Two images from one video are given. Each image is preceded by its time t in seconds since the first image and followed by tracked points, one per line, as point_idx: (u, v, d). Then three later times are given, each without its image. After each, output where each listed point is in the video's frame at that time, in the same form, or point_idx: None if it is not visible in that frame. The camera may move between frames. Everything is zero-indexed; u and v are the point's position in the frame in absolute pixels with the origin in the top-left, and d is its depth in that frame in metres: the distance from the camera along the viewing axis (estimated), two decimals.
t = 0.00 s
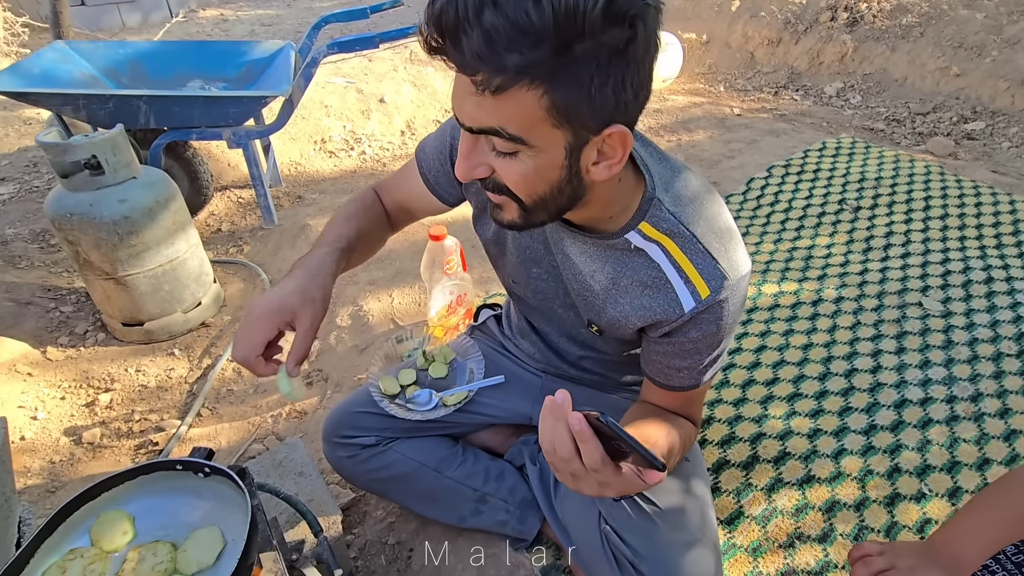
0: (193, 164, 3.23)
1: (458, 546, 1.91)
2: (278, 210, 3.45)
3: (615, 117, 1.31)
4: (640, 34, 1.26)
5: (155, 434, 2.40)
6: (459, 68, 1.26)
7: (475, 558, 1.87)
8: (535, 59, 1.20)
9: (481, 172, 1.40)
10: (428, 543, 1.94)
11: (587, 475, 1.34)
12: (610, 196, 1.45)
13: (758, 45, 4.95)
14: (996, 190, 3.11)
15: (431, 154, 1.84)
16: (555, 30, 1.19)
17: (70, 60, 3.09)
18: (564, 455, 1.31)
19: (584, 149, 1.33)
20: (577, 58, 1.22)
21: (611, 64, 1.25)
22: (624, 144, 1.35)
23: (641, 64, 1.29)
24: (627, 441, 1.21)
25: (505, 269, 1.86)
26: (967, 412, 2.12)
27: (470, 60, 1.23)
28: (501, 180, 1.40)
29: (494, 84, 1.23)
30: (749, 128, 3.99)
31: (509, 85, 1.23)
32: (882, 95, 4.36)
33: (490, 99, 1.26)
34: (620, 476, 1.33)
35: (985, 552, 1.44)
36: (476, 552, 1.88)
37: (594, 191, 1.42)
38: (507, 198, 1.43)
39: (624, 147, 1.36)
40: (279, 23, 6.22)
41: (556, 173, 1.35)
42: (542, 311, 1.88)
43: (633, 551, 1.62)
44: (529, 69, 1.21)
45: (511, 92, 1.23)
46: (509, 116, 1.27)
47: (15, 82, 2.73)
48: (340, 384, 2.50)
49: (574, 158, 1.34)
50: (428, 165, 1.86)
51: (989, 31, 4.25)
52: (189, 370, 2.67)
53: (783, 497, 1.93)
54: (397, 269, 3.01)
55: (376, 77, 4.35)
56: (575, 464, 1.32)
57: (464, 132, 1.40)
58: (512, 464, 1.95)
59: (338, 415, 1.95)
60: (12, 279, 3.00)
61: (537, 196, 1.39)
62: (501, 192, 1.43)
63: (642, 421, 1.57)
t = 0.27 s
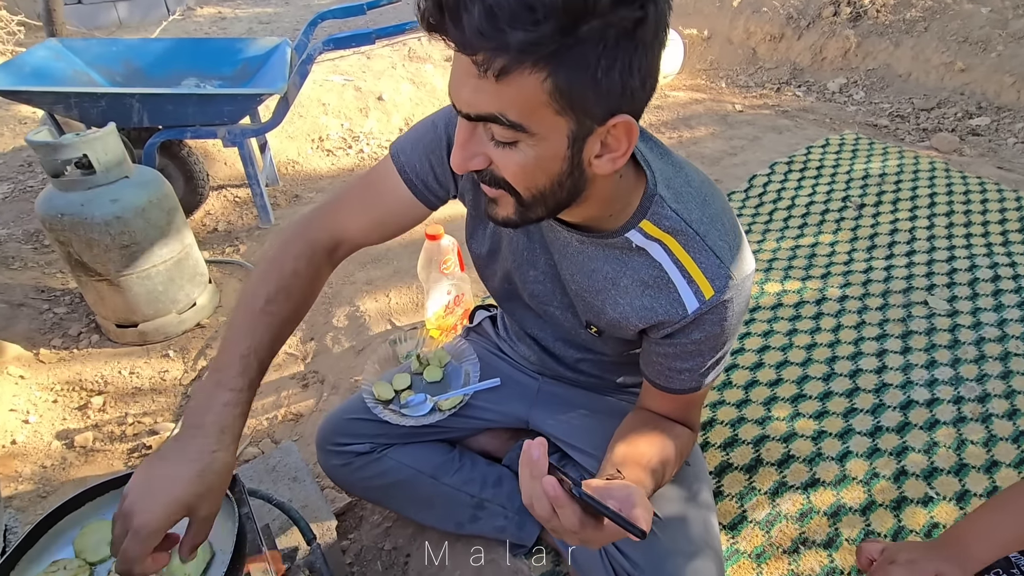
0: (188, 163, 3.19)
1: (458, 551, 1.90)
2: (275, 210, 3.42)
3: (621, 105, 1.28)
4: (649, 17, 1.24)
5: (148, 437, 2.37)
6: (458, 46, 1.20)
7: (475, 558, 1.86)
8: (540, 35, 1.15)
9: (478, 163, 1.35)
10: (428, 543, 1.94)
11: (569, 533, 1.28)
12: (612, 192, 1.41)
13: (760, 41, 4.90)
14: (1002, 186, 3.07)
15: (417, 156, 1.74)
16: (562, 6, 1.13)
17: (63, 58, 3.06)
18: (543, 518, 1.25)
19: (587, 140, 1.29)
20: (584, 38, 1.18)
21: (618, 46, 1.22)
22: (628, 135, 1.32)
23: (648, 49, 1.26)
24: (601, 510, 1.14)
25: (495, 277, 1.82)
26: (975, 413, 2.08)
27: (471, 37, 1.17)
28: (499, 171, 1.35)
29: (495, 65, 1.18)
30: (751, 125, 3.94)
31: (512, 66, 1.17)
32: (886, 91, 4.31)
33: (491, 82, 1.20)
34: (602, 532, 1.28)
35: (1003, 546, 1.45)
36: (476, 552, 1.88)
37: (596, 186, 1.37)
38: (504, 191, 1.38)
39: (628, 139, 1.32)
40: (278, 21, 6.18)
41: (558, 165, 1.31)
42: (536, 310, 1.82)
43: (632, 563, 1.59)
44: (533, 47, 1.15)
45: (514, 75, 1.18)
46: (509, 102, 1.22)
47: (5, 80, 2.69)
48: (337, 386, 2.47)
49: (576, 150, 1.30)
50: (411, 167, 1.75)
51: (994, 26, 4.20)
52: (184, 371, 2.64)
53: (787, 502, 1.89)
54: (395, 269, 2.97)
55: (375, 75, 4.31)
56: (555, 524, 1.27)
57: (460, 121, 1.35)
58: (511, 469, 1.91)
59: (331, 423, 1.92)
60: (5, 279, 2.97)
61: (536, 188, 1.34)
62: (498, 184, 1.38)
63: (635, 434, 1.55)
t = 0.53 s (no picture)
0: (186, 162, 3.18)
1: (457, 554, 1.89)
2: (273, 209, 3.40)
3: (625, 121, 1.25)
4: (652, 29, 1.21)
5: (147, 439, 2.36)
6: (455, 66, 1.17)
7: (476, 558, 1.86)
8: (541, 54, 1.11)
9: (478, 181, 1.34)
10: (428, 543, 1.94)
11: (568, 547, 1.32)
12: (614, 203, 1.39)
13: (762, 37, 4.87)
14: (1006, 183, 3.05)
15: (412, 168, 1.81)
16: (562, 23, 1.09)
17: (59, 57, 3.04)
18: (542, 533, 1.28)
19: (589, 156, 1.27)
20: (586, 55, 1.15)
21: (621, 60, 1.19)
22: (633, 150, 1.30)
23: (652, 62, 1.24)
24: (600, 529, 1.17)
25: (496, 278, 1.81)
26: (977, 413, 2.06)
27: (468, 57, 1.14)
28: (499, 189, 1.34)
29: (495, 87, 1.16)
30: (752, 122, 3.92)
31: (512, 85, 1.15)
32: (888, 87, 4.28)
33: (490, 104, 1.18)
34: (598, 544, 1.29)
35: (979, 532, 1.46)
36: (476, 552, 1.87)
37: (598, 199, 1.36)
38: (503, 209, 1.38)
39: (632, 153, 1.31)
40: (276, 18, 6.16)
41: (559, 182, 1.30)
42: (535, 317, 1.83)
43: (632, 569, 1.59)
44: (533, 66, 1.12)
45: (514, 96, 1.16)
46: (509, 122, 1.20)
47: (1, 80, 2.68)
48: (335, 387, 2.46)
49: (578, 165, 1.28)
50: (407, 178, 1.82)
51: (998, 20, 4.16)
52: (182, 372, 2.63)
53: (789, 502, 1.88)
54: (394, 268, 2.96)
55: (373, 73, 4.29)
56: (553, 540, 1.29)
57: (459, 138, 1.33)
58: (511, 471, 1.91)
59: (329, 425, 1.91)
60: (4, 280, 2.96)
61: (537, 206, 1.34)
62: (497, 203, 1.37)
63: (635, 441, 1.54)
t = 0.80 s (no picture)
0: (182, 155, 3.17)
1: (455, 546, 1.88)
2: (270, 202, 3.39)
3: (601, 106, 1.22)
4: (613, 15, 1.15)
5: (144, 432, 2.35)
6: (425, 79, 1.19)
7: (475, 558, 1.83)
8: (496, 66, 1.11)
9: (475, 174, 1.33)
10: (428, 542, 1.91)
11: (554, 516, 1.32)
12: (611, 179, 1.37)
13: (762, 27, 4.84)
14: (1006, 173, 3.03)
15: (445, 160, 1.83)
16: (511, 32, 1.08)
17: (53, 49, 3.03)
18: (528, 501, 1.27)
19: (573, 142, 1.25)
20: (543, 56, 1.12)
21: (583, 53, 1.15)
22: (617, 131, 1.26)
23: (620, 46, 1.18)
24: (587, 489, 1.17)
25: (500, 256, 1.80)
26: (976, 403, 2.05)
27: (433, 73, 1.16)
28: (494, 181, 1.33)
29: (461, 97, 1.16)
30: (751, 113, 3.90)
31: (476, 95, 1.15)
32: (888, 77, 4.25)
33: (463, 110, 1.19)
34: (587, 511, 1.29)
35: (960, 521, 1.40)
36: (476, 552, 1.85)
37: (593, 178, 1.34)
38: (502, 197, 1.37)
39: (618, 134, 1.27)
40: (274, 10, 6.12)
41: (548, 169, 1.28)
42: (536, 301, 1.83)
43: (627, 557, 1.58)
44: (492, 78, 1.12)
45: (482, 101, 1.15)
46: (487, 124, 1.20)
47: None
48: (332, 379, 2.45)
49: (564, 153, 1.26)
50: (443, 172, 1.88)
51: (999, 10, 4.13)
52: (179, 365, 2.62)
53: (786, 493, 1.87)
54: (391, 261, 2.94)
55: (371, 65, 4.26)
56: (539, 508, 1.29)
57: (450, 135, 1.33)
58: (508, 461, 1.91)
59: (326, 415, 1.91)
60: None
61: (532, 192, 1.32)
62: (496, 190, 1.36)
63: (631, 425, 1.53)
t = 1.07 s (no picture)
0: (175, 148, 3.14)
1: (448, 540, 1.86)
2: (265, 195, 3.36)
3: (583, 112, 1.17)
4: (583, 29, 1.11)
5: (136, 427, 2.34)
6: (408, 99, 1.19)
7: (475, 558, 1.81)
8: (468, 90, 1.10)
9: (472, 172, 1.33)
10: (429, 541, 1.88)
11: (563, 477, 1.30)
12: (614, 162, 1.36)
13: (760, 19, 4.81)
14: (1005, 164, 3.01)
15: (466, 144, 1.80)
16: (481, 55, 1.07)
17: (44, 42, 3.00)
18: (540, 459, 1.25)
19: (560, 145, 1.21)
20: (515, 77, 1.10)
21: (555, 68, 1.11)
22: (604, 132, 1.21)
23: (596, 55, 1.14)
24: (605, 447, 1.17)
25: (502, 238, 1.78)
26: (973, 395, 2.03)
27: (413, 94, 1.16)
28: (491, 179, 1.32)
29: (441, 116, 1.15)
30: (750, 105, 3.87)
31: (454, 116, 1.14)
32: (888, 68, 4.22)
33: (447, 125, 1.17)
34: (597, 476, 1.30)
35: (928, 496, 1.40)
36: (476, 552, 1.82)
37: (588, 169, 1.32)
38: (502, 191, 1.37)
39: (606, 134, 1.22)
40: (269, 3, 6.08)
41: (539, 169, 1.26)
42: (536, 287, 1.81)
43: (623, 548, 1.56)
44: (467, 100, 1.11)
45: (461, 118, 1.14)
46: (472, 135, 1.18)
47: None
48: (327, 373, 2.43)
49: (552, 155, 1.23)
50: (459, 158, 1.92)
51: None
52: (173, 360, 2.60)
53: (781, 486, 1.86)
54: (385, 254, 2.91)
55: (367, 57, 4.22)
56: (550, 467, 1.27)
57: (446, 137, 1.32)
58: (501, 454, 1.89)
59: (319, 406, 1.88)
60: None
61: (528, 187, 1.31)
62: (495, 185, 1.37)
63: (629, 410, 1.51)
